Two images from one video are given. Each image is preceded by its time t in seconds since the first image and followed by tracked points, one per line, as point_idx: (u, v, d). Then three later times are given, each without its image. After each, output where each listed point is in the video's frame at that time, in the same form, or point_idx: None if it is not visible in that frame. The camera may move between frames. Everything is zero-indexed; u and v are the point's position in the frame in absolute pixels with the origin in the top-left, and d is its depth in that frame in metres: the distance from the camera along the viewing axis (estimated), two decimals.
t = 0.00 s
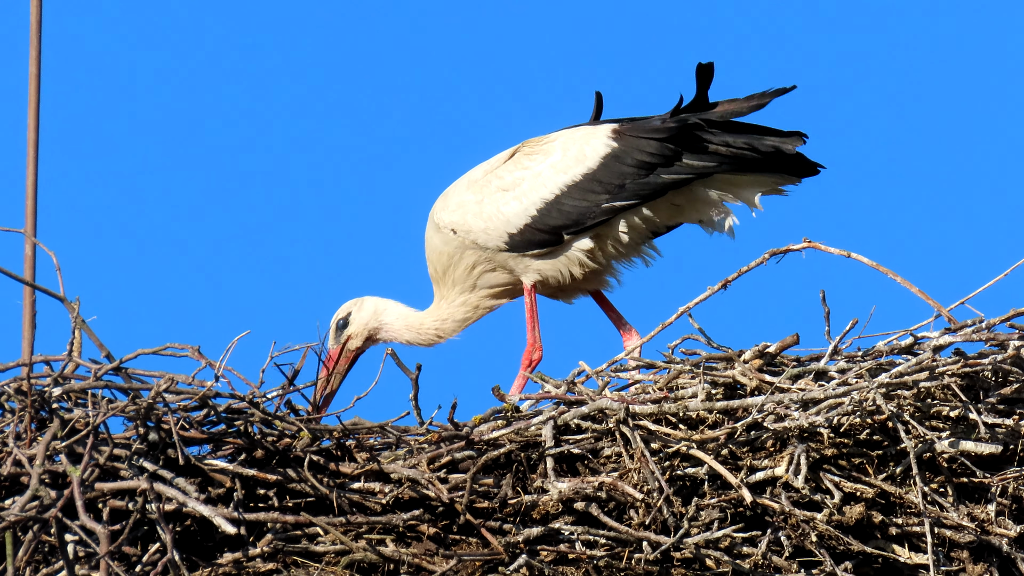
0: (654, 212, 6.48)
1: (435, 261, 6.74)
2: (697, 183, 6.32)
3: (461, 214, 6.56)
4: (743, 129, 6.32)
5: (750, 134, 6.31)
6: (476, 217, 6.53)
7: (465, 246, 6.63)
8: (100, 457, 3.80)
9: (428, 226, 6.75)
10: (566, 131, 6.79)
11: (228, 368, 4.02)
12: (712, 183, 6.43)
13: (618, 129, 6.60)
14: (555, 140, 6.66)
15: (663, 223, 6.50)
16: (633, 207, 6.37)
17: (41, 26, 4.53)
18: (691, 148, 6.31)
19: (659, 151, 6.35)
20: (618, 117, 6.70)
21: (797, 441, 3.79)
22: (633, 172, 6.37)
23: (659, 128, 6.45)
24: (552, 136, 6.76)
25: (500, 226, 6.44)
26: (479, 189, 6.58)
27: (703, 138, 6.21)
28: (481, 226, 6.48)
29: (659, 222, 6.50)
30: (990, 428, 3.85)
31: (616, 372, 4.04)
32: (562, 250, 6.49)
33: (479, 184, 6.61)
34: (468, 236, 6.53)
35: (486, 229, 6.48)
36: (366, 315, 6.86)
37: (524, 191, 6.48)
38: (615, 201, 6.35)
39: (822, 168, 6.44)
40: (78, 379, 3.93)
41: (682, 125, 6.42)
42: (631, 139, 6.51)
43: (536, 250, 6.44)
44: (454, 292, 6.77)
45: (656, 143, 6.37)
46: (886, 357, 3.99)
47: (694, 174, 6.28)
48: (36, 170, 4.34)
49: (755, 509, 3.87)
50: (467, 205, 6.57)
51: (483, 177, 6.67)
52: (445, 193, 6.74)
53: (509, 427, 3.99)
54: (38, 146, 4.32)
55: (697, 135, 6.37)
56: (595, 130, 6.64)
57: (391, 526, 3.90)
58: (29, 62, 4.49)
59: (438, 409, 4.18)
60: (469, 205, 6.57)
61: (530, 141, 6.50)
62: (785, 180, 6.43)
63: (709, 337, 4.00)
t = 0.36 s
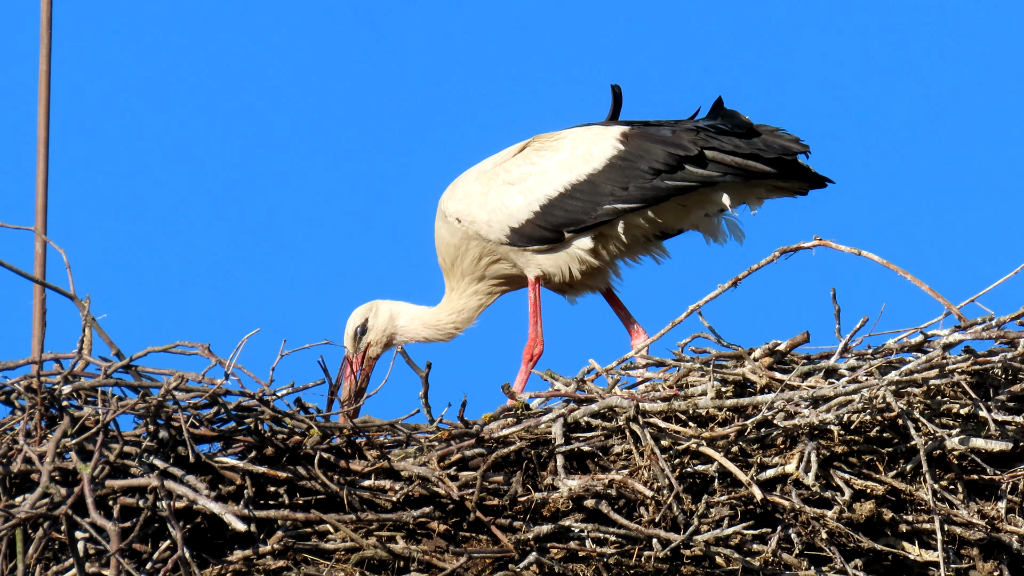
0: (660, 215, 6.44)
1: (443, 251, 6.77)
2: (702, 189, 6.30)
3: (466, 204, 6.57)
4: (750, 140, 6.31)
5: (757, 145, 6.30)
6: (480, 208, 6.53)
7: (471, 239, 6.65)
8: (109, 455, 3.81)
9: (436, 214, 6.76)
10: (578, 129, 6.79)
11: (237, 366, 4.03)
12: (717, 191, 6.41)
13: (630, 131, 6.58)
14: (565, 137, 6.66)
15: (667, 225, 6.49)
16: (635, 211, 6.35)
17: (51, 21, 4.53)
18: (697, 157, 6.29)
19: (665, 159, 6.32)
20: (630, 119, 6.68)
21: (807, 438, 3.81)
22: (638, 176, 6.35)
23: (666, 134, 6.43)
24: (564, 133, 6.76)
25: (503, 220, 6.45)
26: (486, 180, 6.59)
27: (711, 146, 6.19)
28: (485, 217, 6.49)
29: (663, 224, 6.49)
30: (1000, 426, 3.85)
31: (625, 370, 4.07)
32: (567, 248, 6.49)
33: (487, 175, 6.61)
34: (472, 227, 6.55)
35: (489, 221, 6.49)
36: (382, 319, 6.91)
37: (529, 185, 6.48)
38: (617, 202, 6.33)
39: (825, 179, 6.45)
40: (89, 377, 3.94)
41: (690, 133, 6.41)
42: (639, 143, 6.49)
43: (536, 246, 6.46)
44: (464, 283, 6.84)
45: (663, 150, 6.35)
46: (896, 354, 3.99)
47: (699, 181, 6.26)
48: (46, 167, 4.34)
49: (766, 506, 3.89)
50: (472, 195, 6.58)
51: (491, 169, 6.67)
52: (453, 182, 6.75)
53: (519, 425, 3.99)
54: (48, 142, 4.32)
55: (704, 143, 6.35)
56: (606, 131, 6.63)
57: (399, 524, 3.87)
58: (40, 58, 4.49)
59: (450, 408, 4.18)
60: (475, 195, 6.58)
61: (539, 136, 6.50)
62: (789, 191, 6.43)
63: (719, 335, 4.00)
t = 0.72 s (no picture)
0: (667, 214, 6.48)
1: (451, 251, 6.77)
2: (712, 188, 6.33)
3: (476, 205, 6.59)
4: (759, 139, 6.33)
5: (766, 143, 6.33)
6: (490, 208, 6.55)
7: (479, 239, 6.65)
8: (119, 455, 3.80)
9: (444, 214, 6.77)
10: (585, 129, 6.81)
11: (247, 365, 4.03)
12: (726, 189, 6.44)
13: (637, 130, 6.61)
14: (573, 137, 6.68)
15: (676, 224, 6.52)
16: (645, 209, 6.38)
17: (61, 22, 4.54)
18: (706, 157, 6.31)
19: (674, 158, 6.35)
20: (638, 118, 6.71)
21: (816, 438, 3.82)
22: (647, 175, 6.37)
23: (674, 134, 6.46)
24: (571, 133, 6.79)
25: (513, 220, 6.46)
26: (495, 180, 6.60)
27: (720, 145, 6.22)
28: (494, 217, 6.50)
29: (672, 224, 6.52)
30: (1010, 426, 3.86)
31: (635, 370, 4.10)
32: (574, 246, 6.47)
33: (496, 175, 6.63)
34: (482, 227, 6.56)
35: (499, 221, 6.51)
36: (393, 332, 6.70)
37: (539, 185, 6.50)
38: (628, 201, 6.35)
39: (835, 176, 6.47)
40: (97, 376, 3.95)
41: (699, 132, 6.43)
42: (648, 142, 6.51)
43: (546, 245, 6.47)
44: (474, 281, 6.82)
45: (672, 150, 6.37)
46: (905, 354, 4.01)
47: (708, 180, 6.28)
48: (57, 167, 4.34)
49: (776, 506, 3.88)
50: (482, 196, 6.60)
51: (500, 169, 6.69)
52: (461, 183, 6.77)
53: (528, 424, 4.00)
54: (59, 143, 4.33)
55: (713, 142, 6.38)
56: (614, 130, 6.65)
57: (409, 524, 3.86)
58: (49, 59, 4.49)
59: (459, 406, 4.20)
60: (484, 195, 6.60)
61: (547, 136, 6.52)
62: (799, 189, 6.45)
63: (729, 334, 4.01)
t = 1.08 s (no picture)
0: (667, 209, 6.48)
1: (455, 251, 6.79)
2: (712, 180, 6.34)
3: (476, 204, 6.59)
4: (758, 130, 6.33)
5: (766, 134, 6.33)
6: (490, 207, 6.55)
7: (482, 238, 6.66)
8: (120, 451, 3.81)
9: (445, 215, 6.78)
10: (584, 124, 6.79)
11: (248, 362, 4.03)
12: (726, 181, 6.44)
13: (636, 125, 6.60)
14: (572, 132, 6.67)
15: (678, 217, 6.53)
16: (645, 204, 6.38)
17: (62, 19, 4.53)
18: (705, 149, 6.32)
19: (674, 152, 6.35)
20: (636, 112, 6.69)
21: (817, 434, 3.83)
22: (647, 169, 6.37)
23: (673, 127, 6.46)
24: (569, 128, 6.77)
25: (514, 219, 6.46)
26: (494, 179, 6.60)
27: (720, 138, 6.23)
28: (495, 216, 6.50)
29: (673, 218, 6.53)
30: (1011, 422, 3.86)
31: (635, 368, 4.05)
32: (576, 243, 6.47)
33: (495, 174, 6.63)
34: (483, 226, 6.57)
35: (500, 220, 6.51)
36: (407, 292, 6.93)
37: (538, 183, 6.49)
38: (628, 197, 6.35)
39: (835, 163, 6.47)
40: (98, 373, 3.95)
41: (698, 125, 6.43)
42: (647, 136, 6.50)
43: (548, 242, 6.47)
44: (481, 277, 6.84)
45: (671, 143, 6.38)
46: (907, 351, 4.00)
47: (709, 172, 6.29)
48: (57, 165, 4.34)
49: (777, 502, 3.87)
50: (482, 195, 6.60)
51: (500, 167, 6.68)
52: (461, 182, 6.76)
53: (529, 421, 4.01)
54: (59, 141, 4.32)
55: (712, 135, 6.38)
56: (612, 124, 6.63)
57: (410, 520, 3.86)
58: (50, 55, 4.49)
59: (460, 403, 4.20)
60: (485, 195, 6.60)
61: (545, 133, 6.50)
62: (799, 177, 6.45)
63: (730, 331, 4.01)
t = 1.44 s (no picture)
0: (661, 196, 6.49)
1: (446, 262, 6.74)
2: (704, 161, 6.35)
3: (474, 217, 6.58)
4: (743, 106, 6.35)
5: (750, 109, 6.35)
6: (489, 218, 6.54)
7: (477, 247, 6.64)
8: (113, 449, 3.80)
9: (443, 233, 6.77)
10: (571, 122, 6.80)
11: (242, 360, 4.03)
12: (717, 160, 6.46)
13: (622, 116, 6.61)
14: (559, 133, 6.67)
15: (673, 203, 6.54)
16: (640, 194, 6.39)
17: (55, 18, 4.54)
18: (695, 131, 6.34)
19: (663, 136, 6.37)
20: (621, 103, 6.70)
21: (810, 432, 3.81)
22: (639, 159, 6.38)
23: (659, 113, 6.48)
24: (555, 131, 6.78)
25: (513, 225, 6.45)
26: (488, 189, 6.60)
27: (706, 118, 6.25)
28: (495, 225, 6.49)
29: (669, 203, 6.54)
30: (1004, 419, 3.86)
31: (629, 364, 4.05)
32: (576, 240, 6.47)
33: (489, 185, 6.63)
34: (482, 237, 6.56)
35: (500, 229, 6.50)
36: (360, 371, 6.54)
37: (533, 186, 6.49)
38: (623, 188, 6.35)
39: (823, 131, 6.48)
40: (92, 371, 3.94)
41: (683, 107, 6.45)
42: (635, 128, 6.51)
43: (551, 243, 6.45)
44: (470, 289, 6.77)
45: (659, 129, 6.39)
46: (900, 348, 4.01)
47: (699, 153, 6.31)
48: (50, 163, 4.34)
49: (770, 500, 3.88)
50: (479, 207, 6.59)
51: (492, 178, 6.69)
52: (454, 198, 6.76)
53: (523, 419, 4.00)
54: (52, 139, 4.32)
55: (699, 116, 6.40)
56: (598, 120, 6.65)
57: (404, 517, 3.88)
58: (43, 54, 4.49)
59: (453, 401, 4.21)
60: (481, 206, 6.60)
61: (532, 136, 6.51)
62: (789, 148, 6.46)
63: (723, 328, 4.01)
